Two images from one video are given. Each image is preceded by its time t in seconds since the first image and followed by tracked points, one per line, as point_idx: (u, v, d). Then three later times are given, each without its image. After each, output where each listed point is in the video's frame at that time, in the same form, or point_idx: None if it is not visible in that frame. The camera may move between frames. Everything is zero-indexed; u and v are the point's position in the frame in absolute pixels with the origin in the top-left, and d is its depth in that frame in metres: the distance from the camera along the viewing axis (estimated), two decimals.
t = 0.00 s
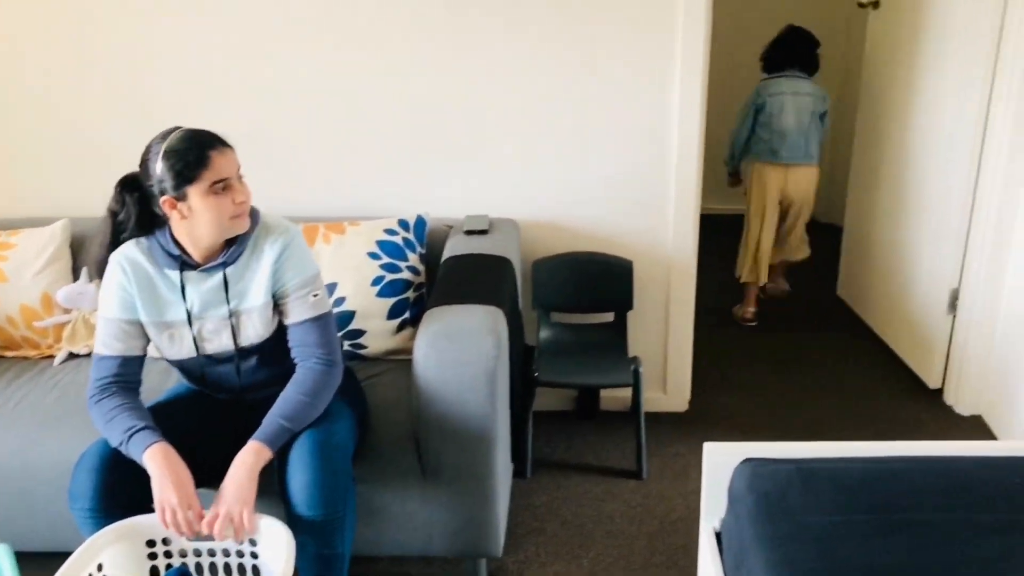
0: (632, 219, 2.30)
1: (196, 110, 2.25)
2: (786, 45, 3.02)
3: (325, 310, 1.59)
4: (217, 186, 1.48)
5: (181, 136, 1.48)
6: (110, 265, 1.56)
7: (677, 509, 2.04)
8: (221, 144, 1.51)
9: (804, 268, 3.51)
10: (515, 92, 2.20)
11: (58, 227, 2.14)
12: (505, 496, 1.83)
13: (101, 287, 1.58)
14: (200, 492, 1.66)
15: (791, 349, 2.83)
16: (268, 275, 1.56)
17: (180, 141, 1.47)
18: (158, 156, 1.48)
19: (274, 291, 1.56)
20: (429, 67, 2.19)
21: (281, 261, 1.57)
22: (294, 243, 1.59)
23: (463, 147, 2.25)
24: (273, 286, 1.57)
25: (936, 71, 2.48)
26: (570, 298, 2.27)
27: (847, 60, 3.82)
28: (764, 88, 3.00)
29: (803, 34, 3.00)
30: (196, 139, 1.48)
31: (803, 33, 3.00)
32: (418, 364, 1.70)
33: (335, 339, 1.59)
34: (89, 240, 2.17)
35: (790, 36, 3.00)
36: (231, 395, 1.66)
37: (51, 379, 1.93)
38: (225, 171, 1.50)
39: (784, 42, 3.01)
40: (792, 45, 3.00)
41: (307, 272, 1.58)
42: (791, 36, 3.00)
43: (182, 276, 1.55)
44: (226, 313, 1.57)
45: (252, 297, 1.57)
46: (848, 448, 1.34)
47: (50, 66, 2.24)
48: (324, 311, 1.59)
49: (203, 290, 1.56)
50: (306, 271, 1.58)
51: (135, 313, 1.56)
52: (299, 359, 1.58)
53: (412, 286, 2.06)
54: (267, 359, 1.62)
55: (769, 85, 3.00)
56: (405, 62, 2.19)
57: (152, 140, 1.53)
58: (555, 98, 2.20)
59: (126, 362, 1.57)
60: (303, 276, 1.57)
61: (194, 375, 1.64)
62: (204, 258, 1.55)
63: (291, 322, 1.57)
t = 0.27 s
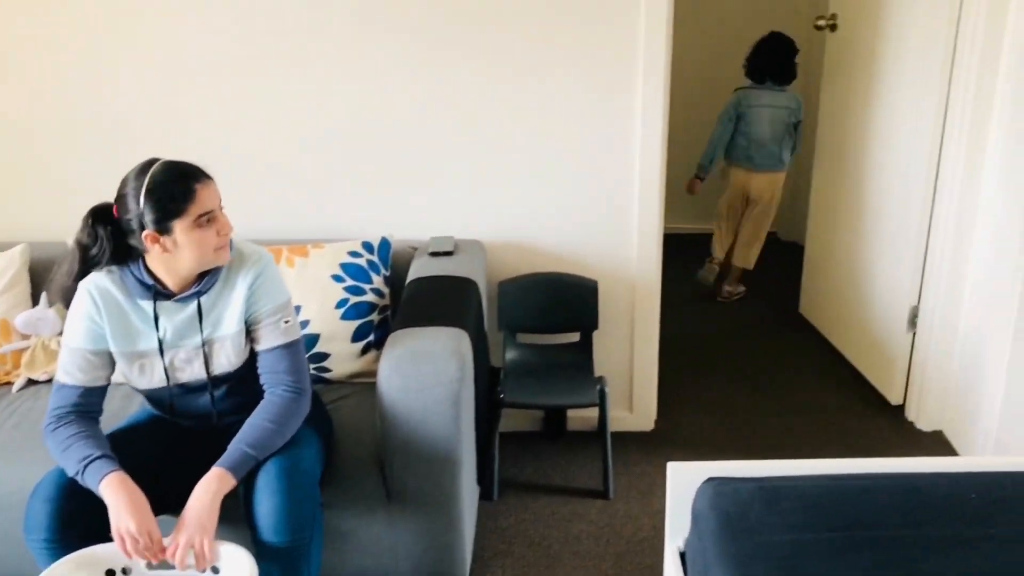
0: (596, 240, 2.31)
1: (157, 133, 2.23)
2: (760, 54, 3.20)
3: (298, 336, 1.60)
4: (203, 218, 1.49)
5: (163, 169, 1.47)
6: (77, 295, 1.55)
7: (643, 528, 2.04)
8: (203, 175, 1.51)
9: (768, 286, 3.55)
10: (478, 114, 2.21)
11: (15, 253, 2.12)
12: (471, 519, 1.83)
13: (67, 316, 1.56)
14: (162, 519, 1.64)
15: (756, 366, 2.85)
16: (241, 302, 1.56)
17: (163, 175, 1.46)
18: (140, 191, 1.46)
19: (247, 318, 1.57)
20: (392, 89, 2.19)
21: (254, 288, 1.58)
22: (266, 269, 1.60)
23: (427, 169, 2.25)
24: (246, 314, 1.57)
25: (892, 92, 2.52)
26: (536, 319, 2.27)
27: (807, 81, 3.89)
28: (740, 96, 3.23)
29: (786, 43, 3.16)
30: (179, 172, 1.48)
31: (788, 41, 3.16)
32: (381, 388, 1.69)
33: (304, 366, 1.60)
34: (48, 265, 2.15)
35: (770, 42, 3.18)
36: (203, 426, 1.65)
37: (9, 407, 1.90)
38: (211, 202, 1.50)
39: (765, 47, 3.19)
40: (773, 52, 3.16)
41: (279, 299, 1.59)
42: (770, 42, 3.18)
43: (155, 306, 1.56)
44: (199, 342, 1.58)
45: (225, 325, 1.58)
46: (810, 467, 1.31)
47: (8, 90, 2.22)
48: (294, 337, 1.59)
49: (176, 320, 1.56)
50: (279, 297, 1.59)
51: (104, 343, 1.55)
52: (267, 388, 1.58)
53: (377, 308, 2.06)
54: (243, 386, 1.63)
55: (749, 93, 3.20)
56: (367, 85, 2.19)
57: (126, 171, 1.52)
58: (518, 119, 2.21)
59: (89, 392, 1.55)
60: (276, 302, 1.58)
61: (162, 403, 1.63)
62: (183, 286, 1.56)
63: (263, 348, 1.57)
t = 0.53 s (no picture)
0: (568, 260, 2.32)
1: (127, 155, 2.21)
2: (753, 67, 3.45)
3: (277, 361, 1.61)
4: (205, 258, 1.50)
5: (165, 208, 1.47)
6: (53, 323, 1.53)
7: (617, 549, 2.04)
8: (203, 213, 1.51)
9: (740, 305, 3.57)
10: (449, 136, 2.21)
11: None
12: (443, 542, 1.82)
13: (41, 345, 1.54)
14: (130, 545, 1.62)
15: (729, 385, 2.87)
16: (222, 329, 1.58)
17: (167, 216, 1.46)
18: (141, 230, 1.45)
19: (228, 344, 1.58)
20: (364, 110, 2.19)
21: (235, 315, 1.59)
22: (246, 295, 1.62)
23: (398, 190, 2.25)
24: (226, 340, 1.58)
25: (858, 112, 2.56)
26: (508, 340, 2.27)
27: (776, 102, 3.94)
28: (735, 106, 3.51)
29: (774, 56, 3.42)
30: (183, 212, 1.48)
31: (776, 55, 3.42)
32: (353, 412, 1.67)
33: (280, 393, 1.60)
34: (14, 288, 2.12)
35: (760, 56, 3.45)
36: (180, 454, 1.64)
37: None
38: (211, 241, 1.51)
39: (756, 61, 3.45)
40: (762, 65, 3.43)
41: (258, 325, 1.60)
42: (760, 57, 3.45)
43: (136, 334, 1.56)
44: (179, 368, 1.58)
45: (205, 351, 1.59)
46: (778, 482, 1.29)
47: None
48: (271, 362, 1.60)
49: (159, 347, 1.57)
50: (258, 323, 1.60)
51: (82, 372, 1.53)
52: (242, 414, 1.57)
53: (349, 330, 2.05)
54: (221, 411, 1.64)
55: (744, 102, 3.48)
56: (338, 106, 2.19)
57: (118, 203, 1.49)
58: (489, 141, 2.22)
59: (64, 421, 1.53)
60: (257, 328, 1.59)
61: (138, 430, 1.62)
62: (172, 316, 1.56)
63: (241, 374, 1.58)
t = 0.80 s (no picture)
0: (545, 279, 2.32)
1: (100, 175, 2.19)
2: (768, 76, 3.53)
3: (260, 384, 1.61)
4: (199, 292, 1.50)
5: (161, 244, 1.45)
6: (35, 347, 1.52)
7: (596, 568, 2.03)
8: (199, 248, 1.50)
9: (718, 321, 3.59)
10: (426, 155, 2.21)
11: None
12: (421, 563, 1.80)
13: (22, 368, 1.53)
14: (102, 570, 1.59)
15: (708, 402, 2.87)
16: (205, 351, 1.57)
17: (163, 253, 1.45)
18: (136, 265, 1.44)
19: (211, 367, 1.57)
20: (339, 129, 2.19)
21: (218, 337, 1.58)
22: (230, 318, 1.61)
23: (375, 210, 2.25)
24: (208, 363, 1.58)
25: (832, 130, 2.58)
26: (486, 359, 2.27)
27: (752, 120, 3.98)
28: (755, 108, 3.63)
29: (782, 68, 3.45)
30: (179, 249, 1.46)
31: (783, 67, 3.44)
32: (329, 432, 1.66)
33: (261, 417, 1.59)
34: None
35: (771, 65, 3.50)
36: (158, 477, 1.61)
37: None
38: (204, 277, 1.50)
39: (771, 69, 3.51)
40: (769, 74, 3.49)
41: (241, 348, 1.59)
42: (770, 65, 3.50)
43: (119, 357, 1.55)
44: (162, 391, 1.57)
45: (188, 374, 1.58)
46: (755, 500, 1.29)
47: None
48: (253, 386, 1.59)
49: (142, 369, 1.56)
50: (241, 346, 1.60)
51: (63, 396, 1.52)
52: (222, 437, 1.55)
53: (325, 350, 2.04)
54: (202, 434, 1.63)
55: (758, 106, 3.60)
56: (314, 125, 2.18)
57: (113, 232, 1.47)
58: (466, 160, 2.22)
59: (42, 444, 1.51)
60: (241, 351, 1.59)
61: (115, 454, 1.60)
62: (154, 339, 1.56)
63: (222, 397, 1.57)
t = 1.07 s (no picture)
0: (527, 293, 2.32)
1: (79, 190, 2.18)
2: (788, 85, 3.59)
3: (247, 402, 1.60)
4: (182, 306, 1.49)
5: (146, 255, 1.44)
6: (20, 359, 1.50)
7: None
8: (184, 262, 1.49)
9: (700, 334, 3.60)
10: (408, 169, 2.21)
11: None
12: None
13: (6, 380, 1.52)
14: None
15: (692, 415, 2.87)
16: (193, 368, 1.56)
17: (147, 264, 1.44)
18: (119, 276, 1.42)
19: (198, 383, 1.56)
20: (320, 144, 2.18)
21: (207, 354, 1.57)
22: (219, 334, 1.60)
23: (357, 224, 2.25)
24: (196, 378, 1.56)
25: (811, 144, 2.60)
26: (468, 373, 2.26)
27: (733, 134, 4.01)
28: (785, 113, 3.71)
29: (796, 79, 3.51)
30: (164, 261, 1.45)
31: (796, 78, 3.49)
32: (310, 447, 1.65)
33: (247, 436, 1.58)
34: None
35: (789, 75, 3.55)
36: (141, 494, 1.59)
37: None
38: (188, 291, 1.49)
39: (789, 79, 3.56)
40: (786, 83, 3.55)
41: (230, 365, 1.58)
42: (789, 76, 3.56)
43: (105, 371, 1.54)
44: (148, 406, 1.57)
45: (175, 390, 1.57)
46: (736, 513, 1.29)
47: None
48: (241, 405, 1.58)
49: (128, 384, 1.55)
50: (229, 363, 1.59)
51: (47, 410, 1.51)
52: (208, 455, 1.55)
53: (306, 366, 2.03)
54: (188, 450, 1.62)
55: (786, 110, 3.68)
56: (295, 140, 2.18)
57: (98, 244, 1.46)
58: (447, 174, 2.22)
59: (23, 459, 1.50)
60: (230, 369, 1.58)
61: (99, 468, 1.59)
62: (138, 354, 1.54)
63: (209, 414, 1.56)
